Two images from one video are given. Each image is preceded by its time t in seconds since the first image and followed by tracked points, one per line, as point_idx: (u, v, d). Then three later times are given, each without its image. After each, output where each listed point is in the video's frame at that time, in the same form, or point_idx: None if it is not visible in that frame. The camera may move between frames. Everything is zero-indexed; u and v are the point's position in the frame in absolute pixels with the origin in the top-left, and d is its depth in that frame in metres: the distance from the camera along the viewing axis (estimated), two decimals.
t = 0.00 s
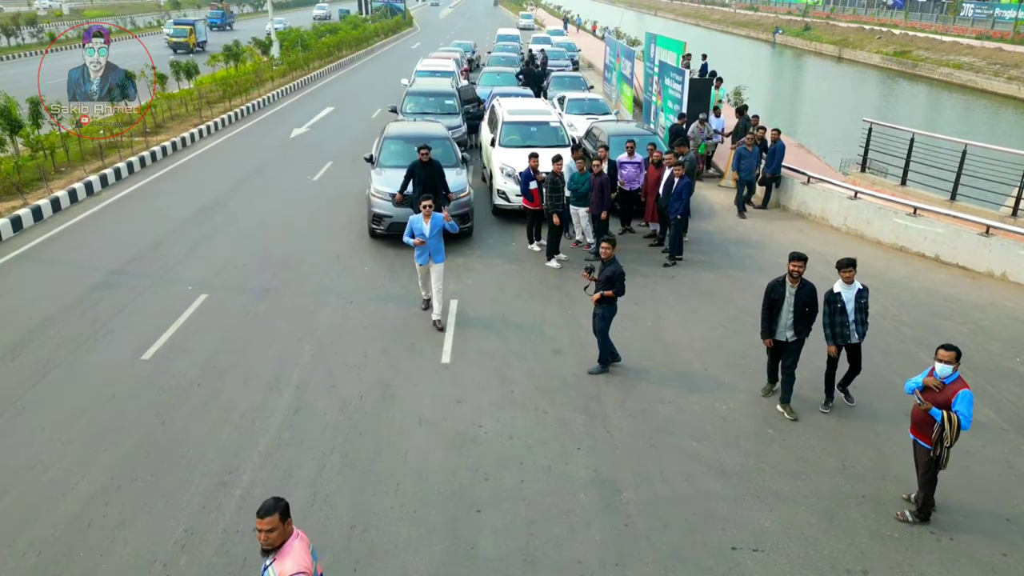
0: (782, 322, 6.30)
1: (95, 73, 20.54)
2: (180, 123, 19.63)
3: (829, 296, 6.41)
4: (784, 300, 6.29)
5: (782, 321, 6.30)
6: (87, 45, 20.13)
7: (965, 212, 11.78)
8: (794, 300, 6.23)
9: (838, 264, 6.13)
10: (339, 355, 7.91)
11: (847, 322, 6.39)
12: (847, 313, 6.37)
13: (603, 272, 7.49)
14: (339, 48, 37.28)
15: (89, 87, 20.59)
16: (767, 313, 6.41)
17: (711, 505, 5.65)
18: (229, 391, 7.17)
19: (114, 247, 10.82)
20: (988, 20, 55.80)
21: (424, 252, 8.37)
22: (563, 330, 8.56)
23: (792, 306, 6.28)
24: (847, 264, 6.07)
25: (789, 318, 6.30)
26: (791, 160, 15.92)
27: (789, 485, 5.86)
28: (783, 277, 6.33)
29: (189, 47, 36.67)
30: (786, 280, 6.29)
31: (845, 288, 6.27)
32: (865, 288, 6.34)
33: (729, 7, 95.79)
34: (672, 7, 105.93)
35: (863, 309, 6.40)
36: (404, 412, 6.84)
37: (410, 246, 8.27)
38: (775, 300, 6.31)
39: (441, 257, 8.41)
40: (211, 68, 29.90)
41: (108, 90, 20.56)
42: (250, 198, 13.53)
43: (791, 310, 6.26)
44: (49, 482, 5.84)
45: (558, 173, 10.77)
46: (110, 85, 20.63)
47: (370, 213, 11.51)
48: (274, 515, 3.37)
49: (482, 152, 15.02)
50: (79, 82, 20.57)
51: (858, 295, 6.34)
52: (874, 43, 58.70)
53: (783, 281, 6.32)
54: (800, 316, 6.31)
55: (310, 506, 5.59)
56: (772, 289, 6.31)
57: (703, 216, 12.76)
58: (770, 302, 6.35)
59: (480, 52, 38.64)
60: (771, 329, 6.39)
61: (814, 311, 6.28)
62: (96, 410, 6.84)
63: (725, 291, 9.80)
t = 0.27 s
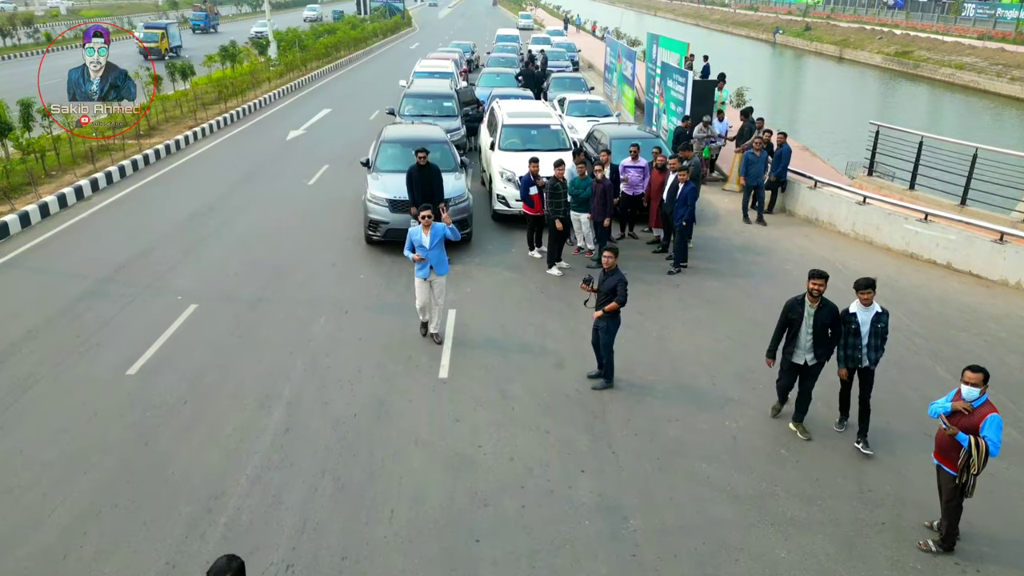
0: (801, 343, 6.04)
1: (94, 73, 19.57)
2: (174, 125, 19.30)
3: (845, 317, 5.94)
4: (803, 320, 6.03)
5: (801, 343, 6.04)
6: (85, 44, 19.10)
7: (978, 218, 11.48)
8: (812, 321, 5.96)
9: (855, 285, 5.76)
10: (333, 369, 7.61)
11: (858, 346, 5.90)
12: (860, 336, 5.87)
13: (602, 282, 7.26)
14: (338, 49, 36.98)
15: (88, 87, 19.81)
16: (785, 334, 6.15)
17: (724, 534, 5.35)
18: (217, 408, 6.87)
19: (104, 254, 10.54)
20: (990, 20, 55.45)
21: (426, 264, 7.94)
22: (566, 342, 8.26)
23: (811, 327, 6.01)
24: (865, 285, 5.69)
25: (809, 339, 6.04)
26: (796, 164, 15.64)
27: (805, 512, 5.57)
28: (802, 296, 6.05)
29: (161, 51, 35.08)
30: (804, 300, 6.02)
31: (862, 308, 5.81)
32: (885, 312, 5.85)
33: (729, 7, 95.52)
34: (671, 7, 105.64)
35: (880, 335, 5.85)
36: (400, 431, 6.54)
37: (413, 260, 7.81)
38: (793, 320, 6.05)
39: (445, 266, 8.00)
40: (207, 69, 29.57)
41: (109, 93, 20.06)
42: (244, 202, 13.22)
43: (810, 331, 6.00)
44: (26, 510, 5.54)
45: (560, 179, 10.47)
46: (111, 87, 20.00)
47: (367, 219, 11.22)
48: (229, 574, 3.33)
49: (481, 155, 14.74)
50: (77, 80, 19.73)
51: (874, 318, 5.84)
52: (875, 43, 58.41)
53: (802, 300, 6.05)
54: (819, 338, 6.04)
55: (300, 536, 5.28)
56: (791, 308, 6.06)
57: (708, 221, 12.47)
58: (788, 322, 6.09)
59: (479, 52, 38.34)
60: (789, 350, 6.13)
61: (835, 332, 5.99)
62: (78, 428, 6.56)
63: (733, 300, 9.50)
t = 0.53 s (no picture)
0: (818, 367, 5.60)
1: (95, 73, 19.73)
2: (169, 128, 19.05)
3: (864, 341, 5.59)
4: (820, 344, 5.61)
5: (819, 366, 5.59)
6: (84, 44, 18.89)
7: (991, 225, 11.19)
8: (831, 344, 5.54)
9: (879, 307, 5.39)
10: (326, 384, 7.32)
11: (876, 374, 5.54)
12: (879, 363, 5.52)
13: (599, 293, 6.94)
14: (337, 50, 36.73)
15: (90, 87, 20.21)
16: (799, 358, 5.72)
17: (736, 565, 5.05)
18: (205, 427, 6.58)
19: (92, 263, 10.25)
20: (992, 20, 55.13)
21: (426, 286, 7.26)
22: (569, 355, 7.96)
23: (829, 351, 5.59)
24: (890, 308, 5.33)
25: (826, 363, 5.61)
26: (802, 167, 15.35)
27: (822, 541, 5.27)
28: (819, 319, 5.65)
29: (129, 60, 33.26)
30: (821, 322, 5.61)
31: (885, 334, 5.44)
32: (910, 341, 5.45)
33: (729, 7, 95.24)
34: (672, 7, 105.35)
35: (902, 367, 5.48)
36: (396, 452, 6.24)
37: (413, 281, 7.14)
38: (808, 342, 5.63)
39: (447, 286, 7.37)
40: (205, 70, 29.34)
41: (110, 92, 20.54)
42: (238, 207, 12.94)
43: (827, 354, 5.57)
44: None
45: (563, 184, 10.15)
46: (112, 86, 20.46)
47: (363, 226, 10.93)
48: None
49: (480, 159, 14.46)
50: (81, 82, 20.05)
51: (896, 346, 5.45)
52: (877, 44, 58.13)
53: (819, 323, 5.65)
54: (836, 363, 5.63)
55: (287, 568, 4.98)
56: (806, 331, 5.64)
57: (713, 227, 12.17)
58: (803, 345, 5.66)
59: (479, 53, 38.06)
60: (804, 375, 5.68)
61: (854, 358, 5.59)
62: (59, 449, 6.27)
63: (740, 310, 9.21)
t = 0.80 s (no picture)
0: (832, 400, 5.20)
1: (95, 73, 18.87)
2: (164, 130, 18.71)
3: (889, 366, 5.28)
4: (833, 374, 5.19)
5: (833, 400, 5.20)
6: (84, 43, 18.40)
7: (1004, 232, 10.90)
8: (845, 374, 5.12)
9: (900, 331, 5.07)
10: (319, 401, 7.01)
11: (898, 405, 5.22)
12: (901, 392, 5.19)
13: (598, 304, 6.60)
14: (335, 50, 36.41)
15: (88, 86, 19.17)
16: (812, 389, 5.31)
17: None
18: (192, 449, 6.28)
19: (80, 270, 9.95)
20: (995, 20, 54.83)
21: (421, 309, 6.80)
22: (572, 370, 7.66)
23: (843, 381, 5.18)
24: (912, 331, 5.00)
25: (841, 395, 5.20)
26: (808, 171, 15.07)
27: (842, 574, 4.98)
28: (830, 345, 5.23)
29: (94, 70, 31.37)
30: (834, 350, 5.19)
31: (908, 360, 5.14)
32: (935, 369, 5.09)
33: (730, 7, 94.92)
34: (672, 7, 105.01)
35: (927, 395, 5.12)
36: (391, 475, 5.94)
37: (408, 304, 6.66)
38: (821, 372, 5.22)
39: (444, 308, 6.89)
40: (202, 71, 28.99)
41: (109, 92, 19.40)
42: (232, 213, 12.63)
43: (842, 386, 5.16)
44: None
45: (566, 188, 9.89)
46: (111, 85, 19.45)
47: (360, 232, 10.63)
48: None
49: (480, 163, 14.17)
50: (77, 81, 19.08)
51: (920, 374, 5.11)
52: (879, 44, 57.82)
53: (831, 349, 5.22)
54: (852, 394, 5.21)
55: None
56: (818, 359, 5.23)
57: (718, 233, 11.88)
58: (816, 376, 5.27)
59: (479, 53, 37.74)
60: (820, 409, 5.28)
61: (871, 385, 5.16)
62: (37, 472, 5.97)
63: (749, 320, 8.91)
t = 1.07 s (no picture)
0: (849, 431, 4.83)
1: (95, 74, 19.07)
2: (159, 132, 18.42)
3: (909, 400, 4.89)
4: (850, 403, 4.80)
5: (849, 431, 4.82)
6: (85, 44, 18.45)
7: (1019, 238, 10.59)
8: (863, 404, 4.74)
9: (921, 361, 4.67)
10: (311, 420, 6.71)
11: (919, 439, 4.84)
12: (923, 426, 4.80)
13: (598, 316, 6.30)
14: (335, 51, 36.14)
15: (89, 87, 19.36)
16: (827, 418, 4.92)
17: None
18: (176, 472, 5.98)
19: (67, 280, 9.64)
20: (998, 20, 54.52)
21: (416, 331, 6.20)
22: (575, 386, 7.34)
23: (860, 410, 4.79)
24: (933, 362, 4.61)
25: (858, 425, 4.83)
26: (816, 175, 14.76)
27: None
28: (847, 371, 4.83)
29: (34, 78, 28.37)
30: (851, 377, 4.78)
31: (931, 394, 4.75)
32: (960, 403, 4.70)
33: (731, 7, 94.62)
34: (673, 7, 104.71)
35: (950, 430, 4.74)
36: (385, 501, 5.64)
37: (401, 325, 6.06)
38: (837, 401, 4.83)
39: (441, 332, 6.25)
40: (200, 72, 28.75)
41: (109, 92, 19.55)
42: (227, 218, 12.34)
43: (860, 416, 4.78)
44: None
45: (569, 194, 9.60)
46: (112, 86, 19.54)
47: (356, 240, 10.34)
48: None
49: (480, 167, 13.89)
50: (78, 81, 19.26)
51: (944, 409, 4.72)
52: (881, 44, 57.54)
53: (848, 376, 4.81)
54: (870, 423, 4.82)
55: None
56: (833, 387, 4.82)
57: (724, 239, 11.58)
58: (831, 405, 4.87)
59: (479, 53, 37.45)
60: (834, 440, 4.90)
61: (890, 414, 4.77)
62: (13, 498, 5.68)
63: (757, 332, 8.61)
